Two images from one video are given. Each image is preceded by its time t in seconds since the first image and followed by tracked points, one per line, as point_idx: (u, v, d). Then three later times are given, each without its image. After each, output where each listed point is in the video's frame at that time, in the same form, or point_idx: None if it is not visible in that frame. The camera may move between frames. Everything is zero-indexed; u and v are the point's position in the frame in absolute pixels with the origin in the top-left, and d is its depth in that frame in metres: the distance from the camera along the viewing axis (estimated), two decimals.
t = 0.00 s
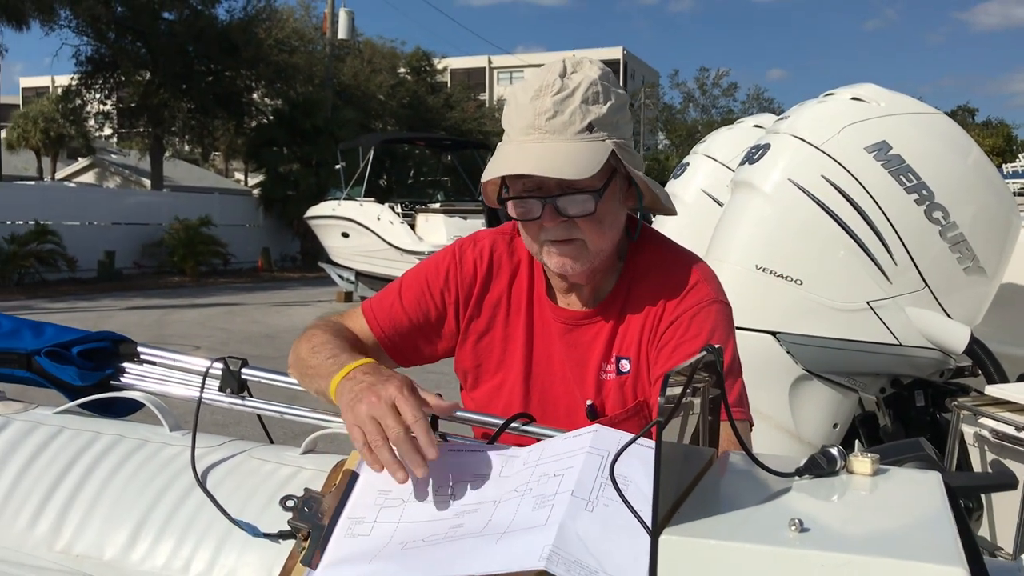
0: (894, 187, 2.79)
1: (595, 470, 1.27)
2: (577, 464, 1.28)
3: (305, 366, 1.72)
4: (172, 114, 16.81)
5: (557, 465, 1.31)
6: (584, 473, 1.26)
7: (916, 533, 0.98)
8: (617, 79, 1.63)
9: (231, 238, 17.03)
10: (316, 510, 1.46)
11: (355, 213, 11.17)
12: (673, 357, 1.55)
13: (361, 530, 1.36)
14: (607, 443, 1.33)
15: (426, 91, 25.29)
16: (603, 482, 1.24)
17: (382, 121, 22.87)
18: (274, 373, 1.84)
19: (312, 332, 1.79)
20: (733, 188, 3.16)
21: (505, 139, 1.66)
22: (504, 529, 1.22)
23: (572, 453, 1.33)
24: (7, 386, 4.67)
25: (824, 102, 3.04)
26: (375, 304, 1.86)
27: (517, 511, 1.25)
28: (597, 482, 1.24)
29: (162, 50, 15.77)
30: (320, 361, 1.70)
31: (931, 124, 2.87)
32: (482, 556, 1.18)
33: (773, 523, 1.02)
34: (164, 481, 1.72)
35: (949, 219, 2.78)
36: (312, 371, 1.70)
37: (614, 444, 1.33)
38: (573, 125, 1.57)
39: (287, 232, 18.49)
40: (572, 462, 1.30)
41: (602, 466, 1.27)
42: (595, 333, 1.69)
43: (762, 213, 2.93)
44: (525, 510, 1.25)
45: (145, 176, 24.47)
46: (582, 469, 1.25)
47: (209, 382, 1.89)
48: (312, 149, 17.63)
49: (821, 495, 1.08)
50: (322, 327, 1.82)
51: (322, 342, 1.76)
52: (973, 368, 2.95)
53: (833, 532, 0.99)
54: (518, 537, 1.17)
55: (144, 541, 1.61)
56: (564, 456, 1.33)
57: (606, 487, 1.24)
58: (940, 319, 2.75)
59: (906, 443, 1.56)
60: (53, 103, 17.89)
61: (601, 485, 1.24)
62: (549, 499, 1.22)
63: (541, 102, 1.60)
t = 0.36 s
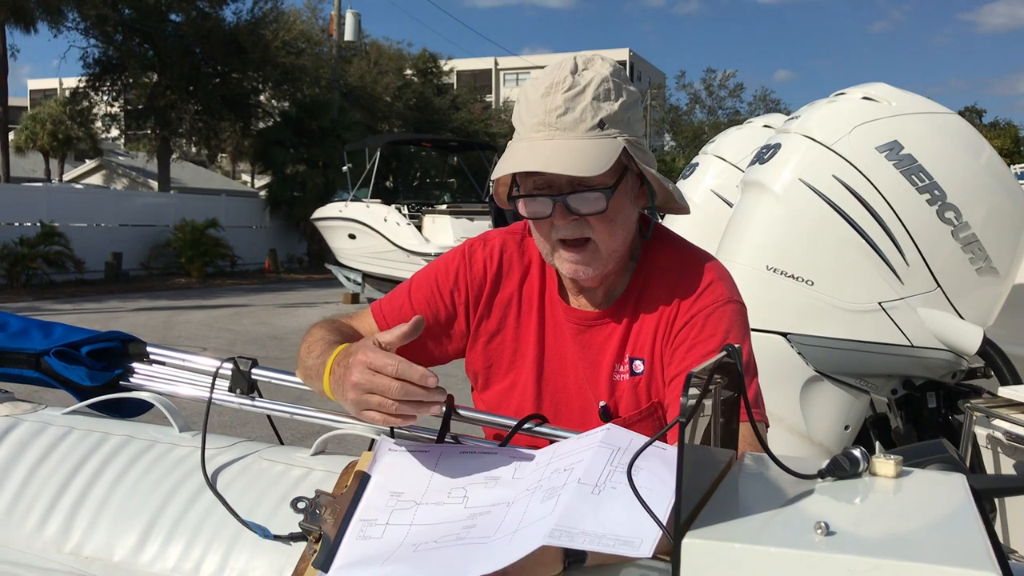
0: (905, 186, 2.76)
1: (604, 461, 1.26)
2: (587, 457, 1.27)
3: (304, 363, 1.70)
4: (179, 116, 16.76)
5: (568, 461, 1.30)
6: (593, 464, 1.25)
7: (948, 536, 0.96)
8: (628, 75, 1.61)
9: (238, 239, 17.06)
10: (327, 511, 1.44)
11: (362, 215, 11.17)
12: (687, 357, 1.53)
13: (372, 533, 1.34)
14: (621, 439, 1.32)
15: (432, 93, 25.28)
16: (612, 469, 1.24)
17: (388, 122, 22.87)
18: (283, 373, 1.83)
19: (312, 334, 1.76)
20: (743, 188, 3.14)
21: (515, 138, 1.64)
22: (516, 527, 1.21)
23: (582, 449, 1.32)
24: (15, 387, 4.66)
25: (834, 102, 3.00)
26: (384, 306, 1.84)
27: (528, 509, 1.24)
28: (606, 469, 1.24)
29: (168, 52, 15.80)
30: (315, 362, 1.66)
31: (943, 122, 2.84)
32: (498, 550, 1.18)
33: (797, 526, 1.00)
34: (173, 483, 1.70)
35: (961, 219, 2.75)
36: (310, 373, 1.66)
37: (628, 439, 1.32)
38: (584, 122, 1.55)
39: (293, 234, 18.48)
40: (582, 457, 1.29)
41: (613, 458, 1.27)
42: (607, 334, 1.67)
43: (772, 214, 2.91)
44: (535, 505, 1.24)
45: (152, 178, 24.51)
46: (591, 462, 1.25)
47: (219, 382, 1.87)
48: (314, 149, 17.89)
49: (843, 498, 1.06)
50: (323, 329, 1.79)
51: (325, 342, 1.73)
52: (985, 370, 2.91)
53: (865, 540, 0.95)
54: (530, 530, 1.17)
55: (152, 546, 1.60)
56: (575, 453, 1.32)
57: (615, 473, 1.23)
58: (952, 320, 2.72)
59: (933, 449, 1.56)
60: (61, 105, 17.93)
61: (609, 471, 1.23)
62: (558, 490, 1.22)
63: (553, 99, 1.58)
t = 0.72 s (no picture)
0: (914, 185, 2.73)
1: (629, 473, 1.22)
2: (610, 469, 1.24)
3: (313, 362, 1.66)
4: (175, 116, 16.59)
5: (591, 471, 1.27)
6: (617, 477, 1.22)
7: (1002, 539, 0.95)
8: (650, 71, 1.59)
9: (235, 241, 17.01)
10: (338, 518, 1.41)
11: (360, 216, 11.13)
12: (706, 359, 1.50)
13: (387, 540, 1.31)
14: (644, 450, 1.28)
15: (430, 94, 25.24)
16: (638, 482, 1.20)
17: (386, 123, 22.83)
18: (292, 376, 1.79)
19: (319, 337, 1.73)
20: (749, 188, 3.11)
21: (535, 132, 1.62)
22: (536, 535, 1.18)
23: (604, 460, 1.28)
24: (15, 389, 4.63)
25: (842, 101, 2.98)
26: (396, 304, 1.82)
27: (550, 517, 1.21)
28: (631, 483, 1.20)
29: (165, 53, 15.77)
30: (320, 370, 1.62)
31: (951, 122, 2.82)
32: (517, 559, 1.15)
33: (839, 535, 0.98)
34: (180, 490, 1.67)
35: (969, 218, 2.72)
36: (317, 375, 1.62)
37: (651, 450, 1.28)
38: (607, 116, 1.53)
39: (290, 235, 18.44)
40: (605, 467, 1.25)
41: (638, 470, 1.23)
42: (625, 334, 1.64)
43: (779, 213, 2.89)
44: (558, 514, 1.20)
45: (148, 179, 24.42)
46: (615, 473, 1.21)
47: (227, 385, 1.84)
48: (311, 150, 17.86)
49: (879, 505, 1.05)
50: (330, 332, 1.75)
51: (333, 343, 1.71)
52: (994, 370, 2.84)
53: (912, 544, 0.95)
54: (551, 540, 1.14)
55: (161, 552, 1.57)
56: (596, 463, 1.28)
57: (641, 486, 1.19)
58: (960, 321, 2.68)
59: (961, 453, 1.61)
60: (57, 106, 17.86)
61: (635, 484, 1.20)
62: (582, 501, 1.19)
63: (575, 93, 1.56)
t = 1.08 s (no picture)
0: (910, 187, 2.71)
1: (628, 472, 1.20)
2: (609, 469, 1.21)
3: (311, 368, 1.63)
4: (166, 117, 16.54)
5: (590, 471, 1.24)
6: (615, 474, 1.19)
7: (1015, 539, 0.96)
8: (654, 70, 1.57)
9: (226, 241, 16.94)
10: (335, 524, 1.38)
11: (351, 217, 11.09)
12: (708, 362, 1.48)
13: (386, 546, 1.29)
14: (644, 449, 1.25)
15: (421, 95, 25.19)
16: (637, 478, 1.18)
17: (377, 124, 22.78)
18: (287, 380, 1.76)
19: (317, 341, 1.70)
20: (745, 190, 3.10)
21: (537, 131, 1.60)
22: (535, 539, 1.15)
23: (603, 461, 1.25)
24: (3, 392, 4.58)
25: (838, 102, 2.97)
26: (394, 306, 1.79)
27: (549, 519, 1.18)
28: (630, 479, 1.18)
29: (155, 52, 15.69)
30: (319, 376, 1.59)
31: (947, 125, 2.81)
32: (515, 562, 1.13)
33: (853, 545, 0.98)
34: (174, 495, 1.64)
35: (966, 221, 2.70)
36: (317, 380, 1.59)
37: (652, 449, 1.25)
38: (610, 115, 1.51)
39: (281, 236, 18.38)
40: (604, 467, 1.23)
41: (637, 469, 1.20)
42: (625, 338, 1.62)
43: (776, 215, 2.87)
44: (556, 516, 1.18)
45: (138, 180, 24.29)
46: (613, 471, 1.19)
47: (221, 389, 1.82)
48: (303, 151, 17.78)
49: (890, 512, 1.06)
50: (329, 337, 1.72)
51: (327, 344, 1.68)
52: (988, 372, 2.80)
53: (920, 549, 0.96)
54: (550, 540, 1.12)
55: (155, 558, 1.54)
56: (595, 464, 1.26)
57: (640, 483, 1.17)
58: (957, 323, 2.65)
59: (972, 455, 1.65)
60: (46, 106, 17.73)
61: (634, 480, 1.17)
62: (580, 501, 1.17)
63: (578, 91, 1.54)
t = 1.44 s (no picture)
0: (907, 188, 2.70)
1: (611, 457, 1.18)
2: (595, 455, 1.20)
3: (302, 368, 1.62)
4: (162, 116, 16.55)
5: (578, 464, 1.23)
6: (601, 462, 1.17)
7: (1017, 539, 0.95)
8: (647, 68, 1.56)
9: (222, 242, 16.92)
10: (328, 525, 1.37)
11: (347, 217, 11.07)
12: (704, 363, 1.46)
13: (377, 548, 1.26)
14: (626, 429, 1.24)
15: (418, 95, 25.16)
16: (622, 462, 1.15)
17: (374, 125, 22.76)
18: (280, 380, 1.75)
19: (309, 337, 1.69)
20: (741, 190, 3.08)
21: (528, 128, 1.59)
22: (527, 541, 1.13)
23: (588, 449, 1.25)
24: None
25: (834, 102, 2.95)
26: (385, 306, 1.78)
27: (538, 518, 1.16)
28: (614, 465, 1.16)
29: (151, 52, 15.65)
30: (309, 366, 1.60)
31: (944, 126, 2.79)
32: (506, 563, 1.11)
33: (853, 548, 0.97)
34: (164, 496, 1.62)
35: (963, 221, 2.69)
36: (308, 373, 1.58)
37: (635, 426, 1.24)
38: (601, 113, 1.50)
39: (278, 236, 18.35)
40: (588, 459, 1.21)
41: (620, 451, 1.18)
42: (619, 339, 1.61)
43: (772, 216, 2.86)
44: (546, 513, 1.16)
45: (134, 180, 24.23)
46: (598, 459, 1.17)
47: (213, 389, 1.80)
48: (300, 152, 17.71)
49: (888, 514, 1.05)
50: (320, 335, 1.71)
51: (320, 340, 1.67)
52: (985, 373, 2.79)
53: (919, 550, 0.94)
54: (540, 540, 1.10)
55: (145, 559, 1.52)
56: (583, 455, 1.25)
57: (624, 467, 1.15)
58: (953, 323, 2.64)
59: (972, 456, 1.64)
60: (41, 105, 17.66)
61: (618, 465, 1.15)
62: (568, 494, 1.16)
63: (568, 88, 1.52)
